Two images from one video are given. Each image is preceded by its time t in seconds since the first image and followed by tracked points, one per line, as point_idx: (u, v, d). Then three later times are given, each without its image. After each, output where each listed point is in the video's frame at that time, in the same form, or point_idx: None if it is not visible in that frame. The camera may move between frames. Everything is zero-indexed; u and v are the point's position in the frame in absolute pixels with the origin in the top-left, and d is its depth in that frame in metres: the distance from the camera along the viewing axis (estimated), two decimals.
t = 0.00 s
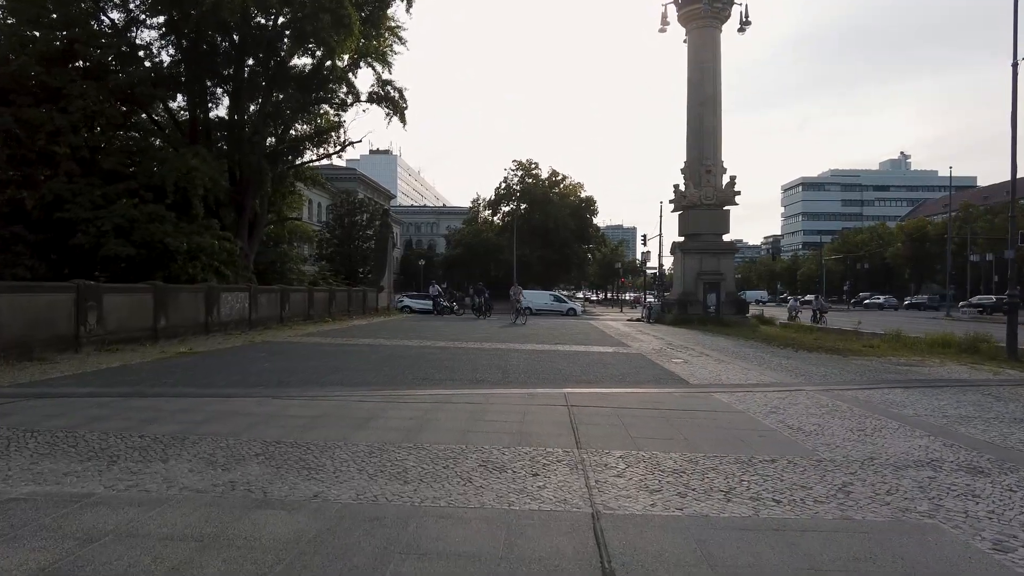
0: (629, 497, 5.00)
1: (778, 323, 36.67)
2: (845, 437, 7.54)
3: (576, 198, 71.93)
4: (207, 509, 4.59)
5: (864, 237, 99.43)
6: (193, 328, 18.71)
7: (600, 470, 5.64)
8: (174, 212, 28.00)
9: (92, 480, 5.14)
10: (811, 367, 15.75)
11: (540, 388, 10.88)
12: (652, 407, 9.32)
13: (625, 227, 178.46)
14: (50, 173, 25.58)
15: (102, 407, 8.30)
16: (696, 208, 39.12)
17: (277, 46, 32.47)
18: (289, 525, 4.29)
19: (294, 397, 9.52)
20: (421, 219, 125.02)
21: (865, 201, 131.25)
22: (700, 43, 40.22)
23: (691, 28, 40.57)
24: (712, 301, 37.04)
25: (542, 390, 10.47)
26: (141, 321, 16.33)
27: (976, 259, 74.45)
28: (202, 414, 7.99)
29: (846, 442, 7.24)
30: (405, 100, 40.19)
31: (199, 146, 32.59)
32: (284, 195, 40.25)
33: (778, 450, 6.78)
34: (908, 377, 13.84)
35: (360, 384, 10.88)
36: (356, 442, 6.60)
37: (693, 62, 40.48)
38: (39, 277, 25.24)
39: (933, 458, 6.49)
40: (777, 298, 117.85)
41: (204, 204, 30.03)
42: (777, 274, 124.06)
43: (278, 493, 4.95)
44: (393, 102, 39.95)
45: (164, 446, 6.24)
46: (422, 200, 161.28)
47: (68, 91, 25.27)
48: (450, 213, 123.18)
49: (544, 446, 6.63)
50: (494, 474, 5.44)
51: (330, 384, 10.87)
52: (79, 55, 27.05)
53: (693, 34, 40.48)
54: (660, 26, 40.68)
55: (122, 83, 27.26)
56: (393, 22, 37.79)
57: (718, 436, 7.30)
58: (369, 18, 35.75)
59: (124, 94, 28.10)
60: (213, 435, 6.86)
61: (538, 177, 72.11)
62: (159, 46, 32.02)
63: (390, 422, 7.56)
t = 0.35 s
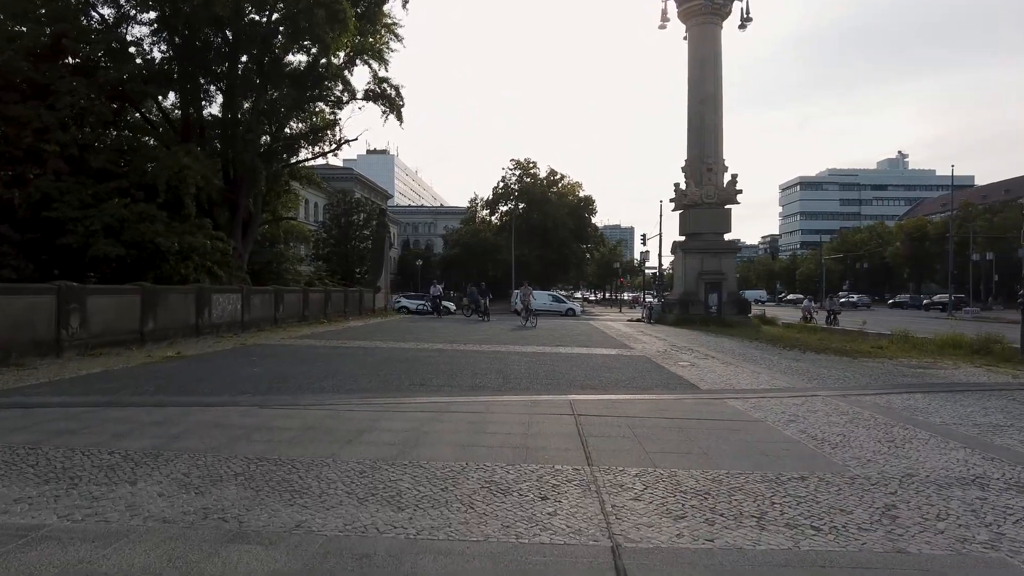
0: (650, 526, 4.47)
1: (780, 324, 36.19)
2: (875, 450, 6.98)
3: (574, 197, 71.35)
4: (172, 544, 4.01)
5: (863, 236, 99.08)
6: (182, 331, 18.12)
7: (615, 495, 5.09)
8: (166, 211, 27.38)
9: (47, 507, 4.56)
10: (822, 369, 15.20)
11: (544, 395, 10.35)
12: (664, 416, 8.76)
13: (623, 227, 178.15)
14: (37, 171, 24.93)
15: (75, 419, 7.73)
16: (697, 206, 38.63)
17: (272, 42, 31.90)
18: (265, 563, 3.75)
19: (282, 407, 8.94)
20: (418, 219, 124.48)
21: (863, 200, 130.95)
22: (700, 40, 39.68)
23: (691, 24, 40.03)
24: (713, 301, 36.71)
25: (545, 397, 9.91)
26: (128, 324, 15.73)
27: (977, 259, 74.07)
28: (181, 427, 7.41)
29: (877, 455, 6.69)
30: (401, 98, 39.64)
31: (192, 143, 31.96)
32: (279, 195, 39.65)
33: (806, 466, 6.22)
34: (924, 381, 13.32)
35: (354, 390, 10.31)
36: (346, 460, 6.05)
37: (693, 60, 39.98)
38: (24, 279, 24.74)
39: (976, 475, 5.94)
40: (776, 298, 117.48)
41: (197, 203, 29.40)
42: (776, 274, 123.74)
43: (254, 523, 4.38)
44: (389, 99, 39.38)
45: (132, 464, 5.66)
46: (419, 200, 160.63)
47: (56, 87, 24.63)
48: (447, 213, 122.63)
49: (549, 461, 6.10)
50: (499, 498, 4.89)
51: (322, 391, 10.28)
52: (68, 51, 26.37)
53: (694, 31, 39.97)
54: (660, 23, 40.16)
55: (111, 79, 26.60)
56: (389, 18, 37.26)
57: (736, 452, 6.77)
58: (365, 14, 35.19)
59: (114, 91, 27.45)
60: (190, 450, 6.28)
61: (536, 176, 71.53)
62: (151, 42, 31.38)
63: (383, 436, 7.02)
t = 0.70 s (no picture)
0: (689, 559, 3.89)
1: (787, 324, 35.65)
2: (918, 462, 6.38)
3: (577, 196, 70.77)
4: None
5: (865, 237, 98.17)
6: (176, 330, 17.55)
7: (641, 518, 4.53)
8: (162, 208, 26.81)
9: None
10: (839, 372, 14.57)
11: (553, 399, 9.77)
12: (683, 423, 8.15)
13: (624, 227, 177.76)
14: (30, 167, 24.38)
15: (49, 426, 7.14)
16: (702, 205, 38.10)
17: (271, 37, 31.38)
18: None
19: (274, 413, 8.34)
20: (420, 219, 124.03)
21: (866, 200, 130.37)
22: (706, 36, 39.10)
23: (697, 20, 39.45)
24: (719, 302, 36.33)
25: (554, 402, 9.32)
26: (118, 323, 15.17)
27: (983, 259, 73.38)
28: (163, 435, 6.83)
29: (922, 468, 6.09)
30: (402, 95, 39.07)
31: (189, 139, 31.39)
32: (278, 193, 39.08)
33: (846, 481, 5.63)
34: (948, 384, 12.78)
35: (352, 395, 9.70)
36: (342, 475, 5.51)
37: (699, 56, 39.40)
38: (15, 277, 23.93)
39: None
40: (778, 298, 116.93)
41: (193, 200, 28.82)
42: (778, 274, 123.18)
43: (234, 553, 3.82)
44: (390, 96, 38.81)
45: (102, 479, 5.09)
46: (421, 200, 160.17)
47: (49, 81, 24.06)
48: (449, 212, 122.15)
49: (565, 477, 5.54)
50: (513, 522, 4.36)
51: (317, 395, 9.66)
52: (62, 44, 25.81)
53: (699, 27, 39.37)
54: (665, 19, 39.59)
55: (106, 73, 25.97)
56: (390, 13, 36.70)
57: (768, 465, 6.19)
58: (366, 9, 34.64)
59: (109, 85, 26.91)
60: (169, 463, 5.71)
61: (538, 175, 70.96)
62: (148, 37, 30.83)
63: (382, 446, 6.47)
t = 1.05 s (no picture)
0: None
1: (791, 325, 35.17)
2: (958, 476, 5.83)
3: (577, 196, 70.24)
4: None
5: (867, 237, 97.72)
6: (166, 331, 17.02)
7: (662, 548, 3.99)
8: (155, 206, 26.26)
9: None
10: (851, 375, 14.08)
11: (558, 405, 9.20)
12: (696, 431, 7.62)
13: (624, 227, 177.38)
14: (19, 164, 23.83)
15: (15, 437, 6.60)
16: (704, 204, 37.62)
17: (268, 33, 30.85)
18: None
19: (259, 421, 7.79)
20: (419, 219, 123.57)
21: (866, 200, 129.97)
22: (708, 33, 38.59)
23: (699, 17, 38.92)
24: (723, 301, 35.48)
25: (557, 408, 8.77)
26: (105, 324, 14.64)
27: (985, 259, 72.93)
28: (136, 447, 6.27)
29: (964, 484, 5.56)
30: (401, 92, 38.52)
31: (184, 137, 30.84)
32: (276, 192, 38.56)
33: (884, 500, 5.09)
34: (967, 388, 12.27)
35: (344, 400, 9.17)
36: (327, 494, 4.97)
37: (700, 53, 38.86)
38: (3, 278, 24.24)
39: None
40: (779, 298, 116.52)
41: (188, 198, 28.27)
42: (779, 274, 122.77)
43: None
44: (389, 93, 38.27)
45: (57, 501, 4.55)
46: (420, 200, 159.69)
47: (39, 77, 23.52)
48: (449, 212, 121.66)
49: (573, 496, 4.99)
50: (518, 553, 3.84)
51: (307, 401, 9.13)
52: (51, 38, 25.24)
53: (701, 23, 38.81)
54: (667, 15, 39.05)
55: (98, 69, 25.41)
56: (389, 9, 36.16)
57: (795, 481, 5.65)
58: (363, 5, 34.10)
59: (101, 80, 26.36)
60: (136, 479, 5.17)
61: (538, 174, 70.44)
62: (142, 33, 30.28)
63: (373, 460, 5.93)
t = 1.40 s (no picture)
0: None
1: (794, 325, 34.69)
2: (1006, 499, 5.26)
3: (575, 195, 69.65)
4: None
5: (867, 236, 97.34)
6: (152, 335, 16.44)
7: None
8: (145, 206, 25.63)
9: None
10: (865, 379, 13.53)
11: (561, 415, 8.66)
12: (711, 446, 7.06)
13: (623, 227, 177.12)
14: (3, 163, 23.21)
15: None
16: (706, 202, 37.10)
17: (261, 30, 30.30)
18: None
19: (238, 435, 7.21)
20: (417, 220, 123.02)
21: (864, 199, 129.62)
22: (708, 29, 38.02)
23: (699, 13, 38.39)
24: (724, 301, 35.32)
25: (560, 419, 8.20)
26: (87, 327, 14.05)
27: (986, 258, 72.52)
28: (96, 467, 5.70)
29: (1016, 509, 5.00)
30: (397, 90, 37.94)
31: (176, 135, 30.21)
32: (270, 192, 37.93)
33: (932, 531, 4.52)
34: (989, 393, 11.74)
35: (332, 410, 8.59)
36: (303, 527, 4.40)
37: (701, 50, 38.33)
38: None
39: None
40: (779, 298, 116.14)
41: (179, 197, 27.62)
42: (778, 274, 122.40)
43: None
44: (385, 91, 37.70)
45: None
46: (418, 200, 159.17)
47: (24, 73, 22.94)
48: (447, 213, 121.17)
49: (583, 528, 4.42)
50: None
51: (294, 412, 8.56)
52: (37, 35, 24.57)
53: (702, 19, 38.25)
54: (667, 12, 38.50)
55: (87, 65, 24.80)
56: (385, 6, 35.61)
57: (828, 507, 5.08)
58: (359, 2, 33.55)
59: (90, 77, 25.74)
60: (89, 509, 4.58)
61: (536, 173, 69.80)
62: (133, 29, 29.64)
63: (359, 483, 5.35)
